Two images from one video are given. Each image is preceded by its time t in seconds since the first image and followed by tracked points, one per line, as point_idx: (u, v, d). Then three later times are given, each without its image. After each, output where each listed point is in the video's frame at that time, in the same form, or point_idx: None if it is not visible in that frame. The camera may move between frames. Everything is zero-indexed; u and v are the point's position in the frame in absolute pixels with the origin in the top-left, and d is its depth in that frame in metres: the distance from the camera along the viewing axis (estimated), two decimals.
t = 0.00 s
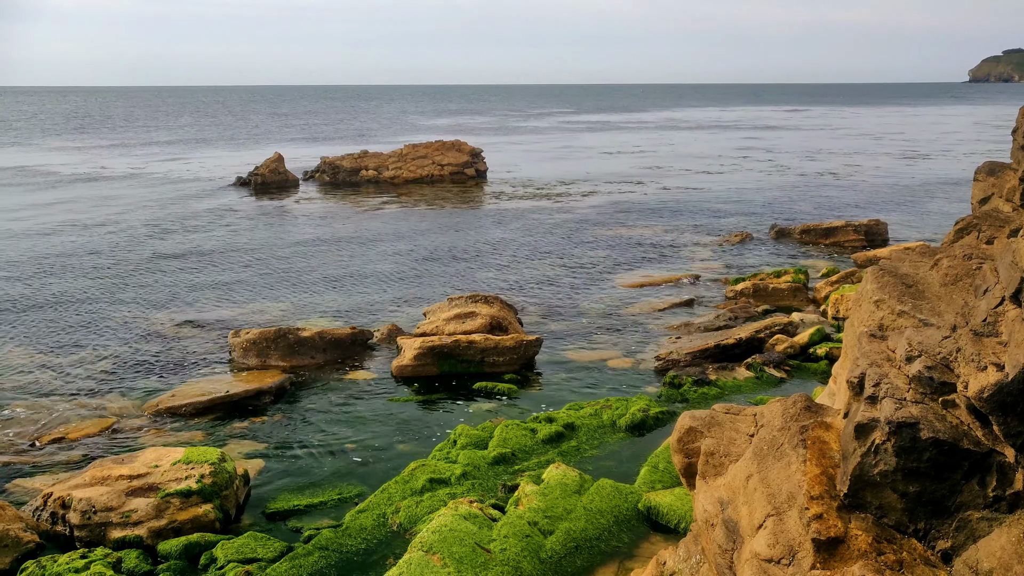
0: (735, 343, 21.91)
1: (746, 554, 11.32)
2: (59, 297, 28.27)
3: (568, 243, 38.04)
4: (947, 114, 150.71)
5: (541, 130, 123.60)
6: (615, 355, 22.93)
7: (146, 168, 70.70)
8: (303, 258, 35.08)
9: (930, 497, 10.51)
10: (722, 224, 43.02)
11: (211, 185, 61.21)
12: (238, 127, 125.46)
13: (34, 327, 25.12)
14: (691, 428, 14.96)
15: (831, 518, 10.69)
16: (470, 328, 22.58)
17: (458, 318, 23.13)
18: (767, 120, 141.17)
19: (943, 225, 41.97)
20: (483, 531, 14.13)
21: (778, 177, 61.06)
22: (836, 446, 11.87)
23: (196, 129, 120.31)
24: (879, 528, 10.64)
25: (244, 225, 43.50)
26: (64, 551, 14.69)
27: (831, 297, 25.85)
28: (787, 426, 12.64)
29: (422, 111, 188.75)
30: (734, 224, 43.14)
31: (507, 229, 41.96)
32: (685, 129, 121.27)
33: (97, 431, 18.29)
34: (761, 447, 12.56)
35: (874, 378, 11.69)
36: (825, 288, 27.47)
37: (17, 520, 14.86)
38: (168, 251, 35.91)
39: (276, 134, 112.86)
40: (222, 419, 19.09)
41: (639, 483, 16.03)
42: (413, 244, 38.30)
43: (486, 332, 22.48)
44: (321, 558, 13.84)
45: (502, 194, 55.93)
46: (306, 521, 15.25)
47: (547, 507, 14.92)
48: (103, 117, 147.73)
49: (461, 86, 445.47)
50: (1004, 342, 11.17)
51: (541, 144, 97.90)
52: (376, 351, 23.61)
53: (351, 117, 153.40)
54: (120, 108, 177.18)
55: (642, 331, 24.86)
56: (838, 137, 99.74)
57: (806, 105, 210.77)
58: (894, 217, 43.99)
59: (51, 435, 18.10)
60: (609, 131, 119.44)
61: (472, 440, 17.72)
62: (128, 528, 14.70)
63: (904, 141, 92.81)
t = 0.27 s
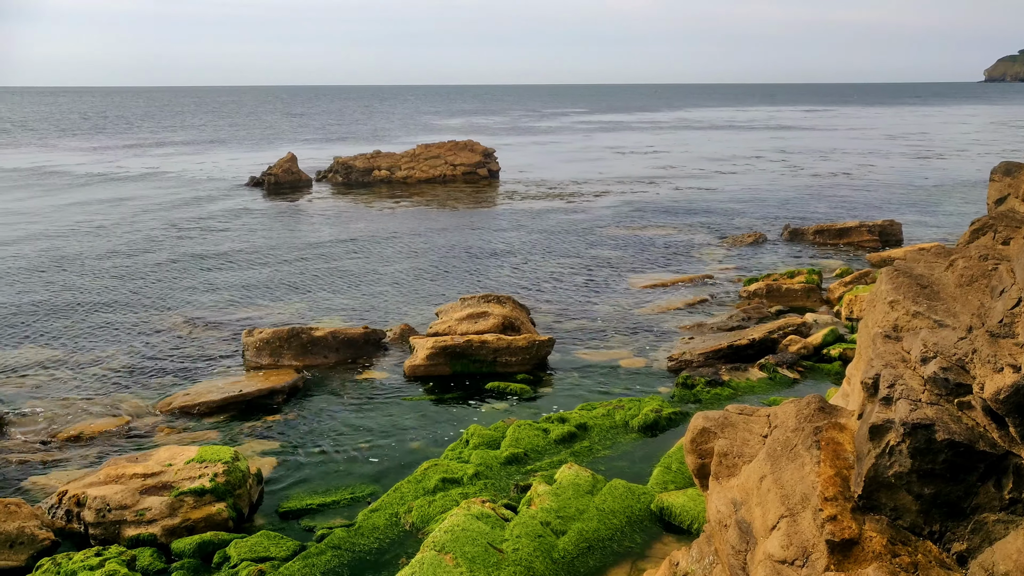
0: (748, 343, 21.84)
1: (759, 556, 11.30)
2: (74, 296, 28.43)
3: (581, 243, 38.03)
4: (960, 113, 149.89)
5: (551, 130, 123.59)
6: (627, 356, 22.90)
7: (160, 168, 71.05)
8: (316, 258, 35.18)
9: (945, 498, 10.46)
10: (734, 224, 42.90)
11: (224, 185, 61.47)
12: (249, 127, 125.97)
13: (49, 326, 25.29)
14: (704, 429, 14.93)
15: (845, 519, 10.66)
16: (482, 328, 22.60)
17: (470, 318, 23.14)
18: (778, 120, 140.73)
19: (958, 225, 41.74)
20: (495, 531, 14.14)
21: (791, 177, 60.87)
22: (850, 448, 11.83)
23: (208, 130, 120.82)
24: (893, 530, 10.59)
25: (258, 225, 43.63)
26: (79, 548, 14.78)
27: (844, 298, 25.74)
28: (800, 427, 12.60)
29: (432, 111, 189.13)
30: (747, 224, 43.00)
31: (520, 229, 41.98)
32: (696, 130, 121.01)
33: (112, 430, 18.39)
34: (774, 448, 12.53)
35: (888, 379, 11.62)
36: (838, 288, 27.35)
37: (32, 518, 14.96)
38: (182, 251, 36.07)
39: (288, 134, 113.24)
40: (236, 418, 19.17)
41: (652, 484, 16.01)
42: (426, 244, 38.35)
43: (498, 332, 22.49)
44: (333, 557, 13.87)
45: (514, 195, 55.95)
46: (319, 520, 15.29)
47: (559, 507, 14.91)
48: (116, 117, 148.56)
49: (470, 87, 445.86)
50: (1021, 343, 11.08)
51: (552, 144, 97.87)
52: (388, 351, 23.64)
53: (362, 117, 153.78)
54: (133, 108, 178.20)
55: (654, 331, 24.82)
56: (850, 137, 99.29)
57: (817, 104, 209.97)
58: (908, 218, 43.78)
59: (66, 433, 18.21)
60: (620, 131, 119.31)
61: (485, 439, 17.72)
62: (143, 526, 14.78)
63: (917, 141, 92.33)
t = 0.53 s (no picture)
0: (760, 344, 21.78)
1: (772, 557, 11.27)
2: (88, 295, 28.58)
3: (593, 243, 38.02)
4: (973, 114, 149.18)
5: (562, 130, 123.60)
6: (639, 356, 22.87)
7: (173, 167, 71.37)
8: (329, 257, 35.28)
9: (960, 501, 10.39)
10: (747, 225, 42.80)
11: (236, 185, 61.71)
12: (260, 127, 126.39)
13: (64, 325, 25.43)
14: (716, 430, 14.91)
15: (858, 521, 10.62)
16: (494, 328, 22.61)
17: (482, 318, 23.15)
18: (789, 121, 140.36)
19: (972, 227, 41.55)
20: (506, 531, 14.14)
21: (803, 178, 60.71)
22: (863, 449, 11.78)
23: (219, 129, 121.28)
24: (907, 532, 10.54)
25: (271, 224, 43.76)
26: (93, 545, 14.86)
27: (857, 299, 25.64)
28: (813, 428, 12.56)
29: (443, 111, 189.34)
30: (759, 225, 42.89)
31: (532, 229, 42.01)
32: (706, 130, 120.80)
33: (125, 428, 18.48)
34: (787, 450, 12.49)
35: (902, 381, 11.55)
36: (850, 290, 27.25)
37: (46, 515, 15.05)
38: (195, 250, 36.21)
39: (299, 134, 113.59)
40: (248, 417, 19.23)
41: (663, 485, 15.98)
42: (439, 244, 38.40)
43: (509, 332, 22.49)
44: (344, 556, 13.89)
45: (525, 195, 55.99)
46: (330, 519, 15.33)
47: (570, 508, 14.90)
48: (128, 117, 149.27)
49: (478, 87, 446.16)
50: None
51: (563, 145, 97.89)
52: (400, 350, 23.68)
53: (372, 117, 154.12)
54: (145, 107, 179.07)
55: (666, 332, 24.78)
56: (862, 138, 98.89)
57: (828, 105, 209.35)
58: (921, 219, 43.62)
59: (80, 430, 18.31)
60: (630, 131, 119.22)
61: (496, 439, 17.73)
62: (155, 523, 14.85)
63: (930, 142, 91.97)
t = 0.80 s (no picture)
0: (769, 345, 21.72)
1: (782, 559, 11.25)
2: (98, 294, 28.68)
3: (602, 244, 37.99)
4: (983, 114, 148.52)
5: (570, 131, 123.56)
6: (648, 357, 22.84)
7: (183, 167, 71.60)
8: (339, 257, 35.34)
9: (971, 503, 10.35)
10: (756, 226, 42.71)
11: (246, 184, 61.86)
12: (269, 127, 126.70)
13: (74, 324, 25.53)
14: (726, 431, 14.88)
15: (869, 523, 10.59)
16: (503, 328, 22.62)
17: (491, 318, 23.16)
18: (797, 121, 140.01)
19: (983, 228, 41.37)
20: (515, 531, 14.15)
21: (812, 179, 60.54)
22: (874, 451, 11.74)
23: (228, 129, 121.60)
24: (917, 534, 10.50)
25: (281, 224, 43.87)
26: (103, 544, 14.92)
27: (867, 299, 25.55)
28: (823, 429, 12.52)
29: (451, 111, 189.42)
30: (769, 226, 42.78)
31: (541, 229, 42.03)
32: (715, 131, 120.59)
33: (135, 427, 18.55)
34: (797, 451, 12.47)
35: (913, 383, 11.50)
36: (861, 290, 27.15)
37: (57, 513, 15.12)
38: (205, 250, 36.31)
39: (308, 134, 113.83)
40: (257, 416, 19.28)
41: (672, 485, 15.95)
42: (448, 244, 38.44)
43: (518, 332, 22.49)
44: (353, 555, 13.92)
45: (534, 195, 56.02)
46: (339, 518, 15.35)
47: (579, 508, 14.89)
48: (138, 117, 149.77)
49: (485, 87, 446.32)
50: None
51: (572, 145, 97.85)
52: (409, 350, 23.69)
53: (380, 117, 154.31)
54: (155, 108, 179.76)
55: (675, 332, 24.74)
56: (871, 138, 98.55)
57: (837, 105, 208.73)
58: (932, 220, 43.44)
59: (90, 429, 18.38)
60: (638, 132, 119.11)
61: (505, 440, 17.73)
62: (165, 522, 14.90)
63: (941, 142, 91.60)
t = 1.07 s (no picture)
0: (776, 346, 21.68)
1: (789, 559, 11.23)
2: (106, 294, 28.77)
3: (609, 244, 37.99)
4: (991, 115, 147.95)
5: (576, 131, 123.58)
6: (654, 357, 22.82)
7: (190, 167, 71.78)
8: (346, 257, 35.38)
9: (979, 505, 10.32)
10: (763, 226, 42.65)
11: (253, 184, 61.99)
12: (275, 127, 126.97)
13: (82, 323, 25.60)
14: (733, 431, 14.86)
15: (876, 524, 10.56)
16: (510, 328, 22.62)
17: (498, 318, 23.17)
18: (804, 121, 139.74)
19: (991, 228, 41.23)
20: (521, 531, 14.15)
21: (819, 179, 60.42)
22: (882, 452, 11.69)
23: (234, 129, 121.86)
24: (925, 535, 10.48)
25: (288, 224, 43.95)
26: (111, 542, 14.96)
27: (875, 300, 25.50)
28: (830, 430, 12.50)
29: (456, 111, 189.48)
30: (776, 226, 42.71)
31: (548, 229, 42.04)
32: (721, 131, 120.44)
33: (142, 426, 18.59)
34: (804, 452, 12.45)
35: (921, 384, 11.48)
36: (868, 291, 27.10)
37: (65, 512, 15.17)
38: (212, 249, 36.41)
39: (314, 134, 114.03)
40: (264, 416, 19.31)
41: (679, 486, 15.94)
42: (455, 243, 38.47)
43: (525, 332, 22.49)
44: (360, 555, 13.92)
45: (541, 195, 56.03)
46: (346, 517, 15.38)
47: (586, 508, 14.89)
48: (145, 116, 150.15)
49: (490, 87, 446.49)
50: None
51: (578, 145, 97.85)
52: (415, 350, 23.70)
53: (387, 117, 154.52)
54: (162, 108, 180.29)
55: (682, 333, 24.71)
56: (878, 138, 98.30)
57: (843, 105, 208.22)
58: (940, 221, 43.29)
59: (98, 428, 18.44)
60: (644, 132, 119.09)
61: (512, 440, 17.74)
62: (172, 521, 14.94)
63: (949, 142, 91.29)
